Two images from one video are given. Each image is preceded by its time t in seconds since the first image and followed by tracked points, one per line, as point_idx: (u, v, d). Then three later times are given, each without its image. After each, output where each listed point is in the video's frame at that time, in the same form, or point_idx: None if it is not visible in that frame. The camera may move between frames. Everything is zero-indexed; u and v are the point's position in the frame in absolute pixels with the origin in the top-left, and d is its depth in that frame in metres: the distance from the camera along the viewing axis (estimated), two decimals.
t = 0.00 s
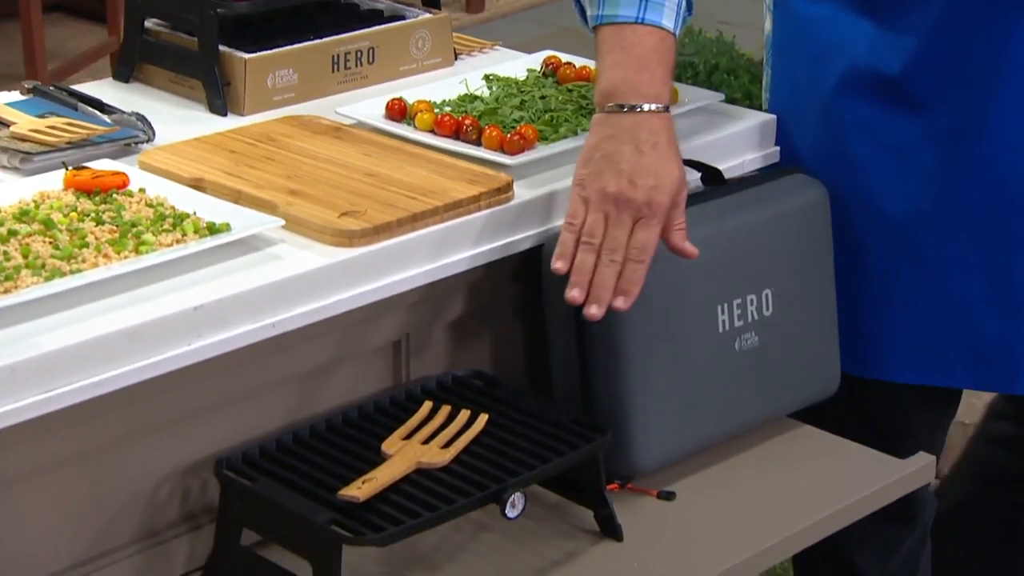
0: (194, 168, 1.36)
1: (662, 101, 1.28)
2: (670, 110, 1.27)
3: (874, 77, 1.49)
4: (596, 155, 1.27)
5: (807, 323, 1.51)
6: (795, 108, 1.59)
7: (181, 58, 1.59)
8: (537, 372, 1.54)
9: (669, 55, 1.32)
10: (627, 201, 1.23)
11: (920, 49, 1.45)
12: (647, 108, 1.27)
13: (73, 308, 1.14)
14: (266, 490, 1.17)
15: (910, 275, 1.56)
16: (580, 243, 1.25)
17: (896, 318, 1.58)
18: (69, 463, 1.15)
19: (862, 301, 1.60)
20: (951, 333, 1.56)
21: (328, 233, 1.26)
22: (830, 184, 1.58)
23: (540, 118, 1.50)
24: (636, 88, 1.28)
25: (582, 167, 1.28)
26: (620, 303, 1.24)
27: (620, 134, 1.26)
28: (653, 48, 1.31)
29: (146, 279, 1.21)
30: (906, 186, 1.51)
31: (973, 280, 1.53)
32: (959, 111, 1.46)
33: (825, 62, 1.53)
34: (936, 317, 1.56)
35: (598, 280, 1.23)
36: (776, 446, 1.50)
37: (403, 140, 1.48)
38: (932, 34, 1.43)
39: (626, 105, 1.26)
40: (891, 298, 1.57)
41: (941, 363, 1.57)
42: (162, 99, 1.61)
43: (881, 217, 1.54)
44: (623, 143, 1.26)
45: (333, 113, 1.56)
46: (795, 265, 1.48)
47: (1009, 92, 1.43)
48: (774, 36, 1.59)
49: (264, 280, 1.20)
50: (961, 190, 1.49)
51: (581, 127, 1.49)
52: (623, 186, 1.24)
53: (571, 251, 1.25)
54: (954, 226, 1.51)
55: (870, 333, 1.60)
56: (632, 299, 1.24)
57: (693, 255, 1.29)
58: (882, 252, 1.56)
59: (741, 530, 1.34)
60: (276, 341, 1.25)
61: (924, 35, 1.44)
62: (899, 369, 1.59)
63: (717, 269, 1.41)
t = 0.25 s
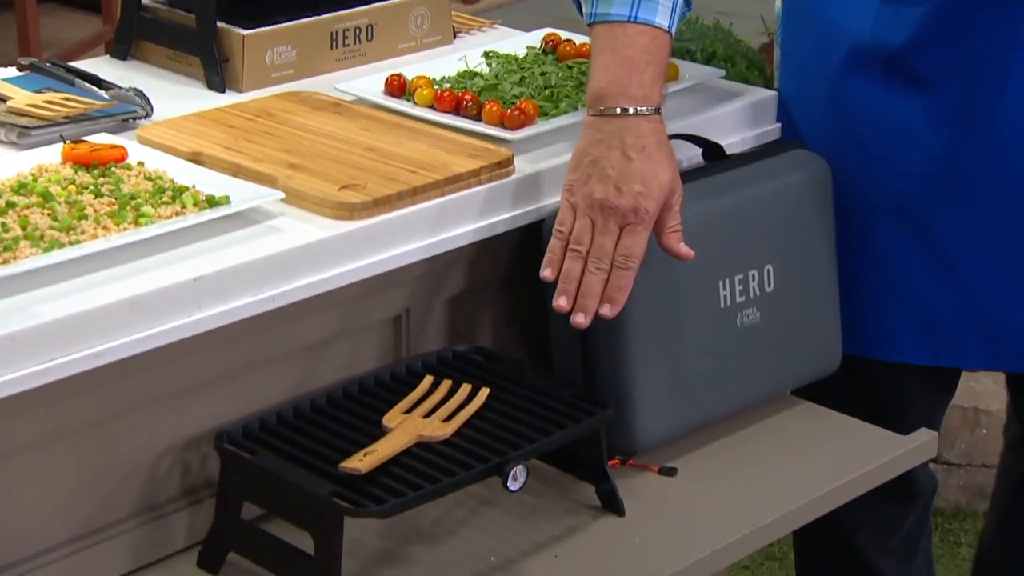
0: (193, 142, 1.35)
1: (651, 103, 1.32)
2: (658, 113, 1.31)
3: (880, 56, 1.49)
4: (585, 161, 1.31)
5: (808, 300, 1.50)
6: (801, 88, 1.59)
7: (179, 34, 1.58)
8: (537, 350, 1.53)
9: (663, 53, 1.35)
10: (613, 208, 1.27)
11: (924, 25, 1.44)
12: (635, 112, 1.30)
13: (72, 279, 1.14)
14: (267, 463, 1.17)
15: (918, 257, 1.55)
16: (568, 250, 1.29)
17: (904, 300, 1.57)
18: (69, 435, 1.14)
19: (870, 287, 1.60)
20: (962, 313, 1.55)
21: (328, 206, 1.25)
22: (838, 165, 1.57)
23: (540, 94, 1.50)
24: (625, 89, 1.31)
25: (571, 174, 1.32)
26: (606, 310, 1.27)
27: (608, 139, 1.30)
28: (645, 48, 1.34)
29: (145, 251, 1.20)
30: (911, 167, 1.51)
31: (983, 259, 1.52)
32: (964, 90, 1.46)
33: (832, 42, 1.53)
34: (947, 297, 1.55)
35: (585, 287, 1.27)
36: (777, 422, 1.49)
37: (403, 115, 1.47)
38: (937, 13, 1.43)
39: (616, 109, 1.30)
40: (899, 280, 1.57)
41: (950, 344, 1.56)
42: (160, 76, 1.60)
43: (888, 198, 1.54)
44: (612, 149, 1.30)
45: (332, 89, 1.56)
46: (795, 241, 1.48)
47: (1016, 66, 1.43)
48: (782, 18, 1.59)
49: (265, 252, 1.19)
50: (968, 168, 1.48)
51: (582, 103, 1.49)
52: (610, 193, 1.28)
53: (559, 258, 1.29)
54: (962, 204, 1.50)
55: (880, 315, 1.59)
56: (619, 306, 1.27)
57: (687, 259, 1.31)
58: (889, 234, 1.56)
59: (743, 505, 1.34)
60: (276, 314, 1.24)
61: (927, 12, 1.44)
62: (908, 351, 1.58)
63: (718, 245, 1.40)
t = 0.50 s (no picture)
0: (194, 118, 1.35)
1: (657, 98, 1.29)
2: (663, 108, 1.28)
3: (896, 35, 1.50)
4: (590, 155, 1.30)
5: (812, 278, 1.50)
6: (816, 68, 1.60)
7: (180, 12, 1.57)
8: (540, 329, 1.53)
9: (671, 46, 1.31)
10: (616, 205, 1.27)
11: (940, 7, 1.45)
12: (640, 106, 1.28)
13: (74, 252, 1.13)
14: (270, 438, 1.16)
15: (928, 237, 1.57)
16: (571, 246, 1.29)
17: (912, 282, 1.58)
18: (71, 409, 1.14)
19: (878, 269, 1.60)
20: (972, 291, 1.57)
21: (330, 180, 1.25)
22: (850, 143, 1.58)
23: (542, 71, 1.50)
24: (630, 86, 1.28)
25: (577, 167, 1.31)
26: (610, 306, 1.27)
27: (613, 134, 1.28)
28: (653, 41, 1.30)
29: (148, 225, 1.19)
30: (925, 148, 1.52)
31: (995, 239, 1.54)
32: (979, 70, 1.47)
33: (846, 21, 1.54)
34: (958, 276, 1.57)
35: (588, 284, 1.27)
36: (781, 400, 1.49)
37: (405, 92, 1.47)
38: None
39: (620, 105, 1.28)
40: (909, 262, 1.58)
41: (960, 323, 1.59)
42: (161, 55, 1.60)
43: (899, 179, 1.55)
44: (616, 144, 1.28)
45: (333, 68, 1.55)
46: (799, 218, 1.47)
47: None
48: None
49: (268, 226, 1.18)
50: (982, 149, 1.50)
51: (584, 81, 1.49)
52: (613, 190, 1.27)
53: (563, 254, 1.30)
54: (975, 185, 1.52)
55: (888, 294, 1.61)
56: (622, 302, 1.27)
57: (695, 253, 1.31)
58: (898, 215, 1.57)
59: (748, 481, 1.34)
60: (279, 290, 1.23)
61: None
62: (918, 330, 1.60)
63: (721, 221, 1.40)
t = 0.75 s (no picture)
0: (197, 97, 1.34)
1: (662, 92, 1.29)
2: (668, 102, 1.28)
3: (907, 19, 1.50)
4: (595, 148, 1.30)
5: (817, 260, 1.49)
6: (826, 51, 1.60)
7: None
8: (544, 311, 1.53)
9: (678, 37, 1.31)
10: (620, 198, 1.26)
11: None
12: (646, 100, 1.28)
13: (78, 228, 1.13)
14: (276, 415, 1.16)
15: (938, 221, 1.57)
16: (574, 239, 1.28)
17: (921, 266, 1.58)
18: (75, 386, 1.13)
19: (886, 252, 1.60)
20: (983, 274, 1.58)
21: (335, 158, 1.24)
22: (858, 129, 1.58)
23: (546, 52, 1.49)
24: (635, 77, 1.29)
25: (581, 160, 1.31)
26: (612, 300, 1.27)
27: (618, 126, 1.28)
28: (658, 34, 1.30)
29: (152, 202, 1.19)
30: (935, 132, 1.52)
31: (1005, 222, 1.55)
32: (994, 54, 1.48)
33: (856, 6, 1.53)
34: (969, 260, 1.58)
35: (590, 277, 1.27)
36: (787, 381, 1.49)
37: (408, 73, 1.46)
38: None
39: (626, 97, 1.28)
40: (919, 248, 1.58)
41: (970, 306, 1.59)
42: (163, 37, 1.59)
43: (908, 162, 1.55)
44: (621, 137, 1.28)
45: (336, 49, 1.55)
46: (804, 198, 1.47)
47: None
48: None
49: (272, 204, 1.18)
50: (993, 132, 1.50)
51: (588, 61, 1.48)
52: (617, 182, 1.27)
53: (566, 247, 1.29)
54: (986, 168, 1.52)
55: (897, 281, 1.60)
56: (625, 295, 1.27)
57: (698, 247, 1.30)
58: (906, 198, 1.56)
59: (753, 461, 1.34)
60: (284, 269, 1.23)
61: None
62: (928, 316, 1.59)
63: (727, 201, 1.40)
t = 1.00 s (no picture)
0: (203, 79, 1.34)
1: (670, 78, 1.29)
2: (676, 86, 1.28)
3: (916, 6, 1.49)
4: (603, 134, 1.29)
5: (823, 244, 1.49)
6: (831, 38, 1.59)
7: None
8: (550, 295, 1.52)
9: (684, 24, 1.32)
10: (629, 183, 1.26)
11: None
12: (654, 85, 1.28)
13: (85, 208, 1.13)
14: (283, 396, 1.16)
15: (943, 208, 1.56)
16: (584, 225, 1.29)
17: (926, 254, 1.57)
18: (82, 367, 1.13)
19: (890, 241, 1.59)
20: (989, 262, 1.58)
21: (341, 139, 1.24)
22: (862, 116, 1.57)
23: (552, 36, 1.50)
24: (642, 63, 1.29)
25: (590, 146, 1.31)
26: (623, 287, 1.27)
27: (626, 112, 1.28)
28: (665, 20, 1.30)
29: (158, 182, 1.19)
30: (940, 119, 1.52)
31: (1011, 209, 1.55)
32: (1005, 39, 1.49)
33: None
34: (975, 247, 1.58)
35: (600, 263, 1.27)
36: (793, 365, 1.48)
37: (414, 56, 1.46)
38: None
39: (634, 83, 1.28)
40: (924, 235, 1.57)
41: (976, 294, 1.59)
42: (167, 21, 1.59)
43: (911, 149, 1.54)
44: (629, 123, 1.28)
45: (341, 33, 1.54)
46: (812, 182, 1.46)
47: None
48: None
49: (279, 185, 1.18)
50: (1001, 119, 1.51)
51: (594, 45, 1.49)
52: (626, 168, 1.26)
53: (575, 233, 1.30)
54: (994, 155, 1.53)
55: (903, 269, 1.59)
56: (636, 282, 1.26)
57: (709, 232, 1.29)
58: (911, 186, 1.56)
59: (760, 443, 1.33)
60: (291, 251, 1.23)
61: None
62: (933, 305, 1.58)
63: (734, 185, 1.39)
